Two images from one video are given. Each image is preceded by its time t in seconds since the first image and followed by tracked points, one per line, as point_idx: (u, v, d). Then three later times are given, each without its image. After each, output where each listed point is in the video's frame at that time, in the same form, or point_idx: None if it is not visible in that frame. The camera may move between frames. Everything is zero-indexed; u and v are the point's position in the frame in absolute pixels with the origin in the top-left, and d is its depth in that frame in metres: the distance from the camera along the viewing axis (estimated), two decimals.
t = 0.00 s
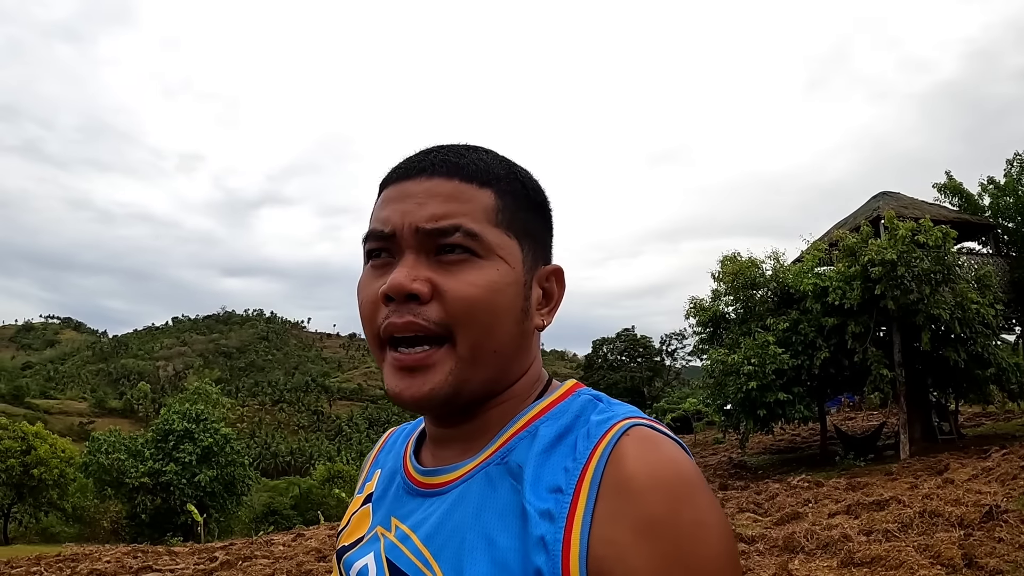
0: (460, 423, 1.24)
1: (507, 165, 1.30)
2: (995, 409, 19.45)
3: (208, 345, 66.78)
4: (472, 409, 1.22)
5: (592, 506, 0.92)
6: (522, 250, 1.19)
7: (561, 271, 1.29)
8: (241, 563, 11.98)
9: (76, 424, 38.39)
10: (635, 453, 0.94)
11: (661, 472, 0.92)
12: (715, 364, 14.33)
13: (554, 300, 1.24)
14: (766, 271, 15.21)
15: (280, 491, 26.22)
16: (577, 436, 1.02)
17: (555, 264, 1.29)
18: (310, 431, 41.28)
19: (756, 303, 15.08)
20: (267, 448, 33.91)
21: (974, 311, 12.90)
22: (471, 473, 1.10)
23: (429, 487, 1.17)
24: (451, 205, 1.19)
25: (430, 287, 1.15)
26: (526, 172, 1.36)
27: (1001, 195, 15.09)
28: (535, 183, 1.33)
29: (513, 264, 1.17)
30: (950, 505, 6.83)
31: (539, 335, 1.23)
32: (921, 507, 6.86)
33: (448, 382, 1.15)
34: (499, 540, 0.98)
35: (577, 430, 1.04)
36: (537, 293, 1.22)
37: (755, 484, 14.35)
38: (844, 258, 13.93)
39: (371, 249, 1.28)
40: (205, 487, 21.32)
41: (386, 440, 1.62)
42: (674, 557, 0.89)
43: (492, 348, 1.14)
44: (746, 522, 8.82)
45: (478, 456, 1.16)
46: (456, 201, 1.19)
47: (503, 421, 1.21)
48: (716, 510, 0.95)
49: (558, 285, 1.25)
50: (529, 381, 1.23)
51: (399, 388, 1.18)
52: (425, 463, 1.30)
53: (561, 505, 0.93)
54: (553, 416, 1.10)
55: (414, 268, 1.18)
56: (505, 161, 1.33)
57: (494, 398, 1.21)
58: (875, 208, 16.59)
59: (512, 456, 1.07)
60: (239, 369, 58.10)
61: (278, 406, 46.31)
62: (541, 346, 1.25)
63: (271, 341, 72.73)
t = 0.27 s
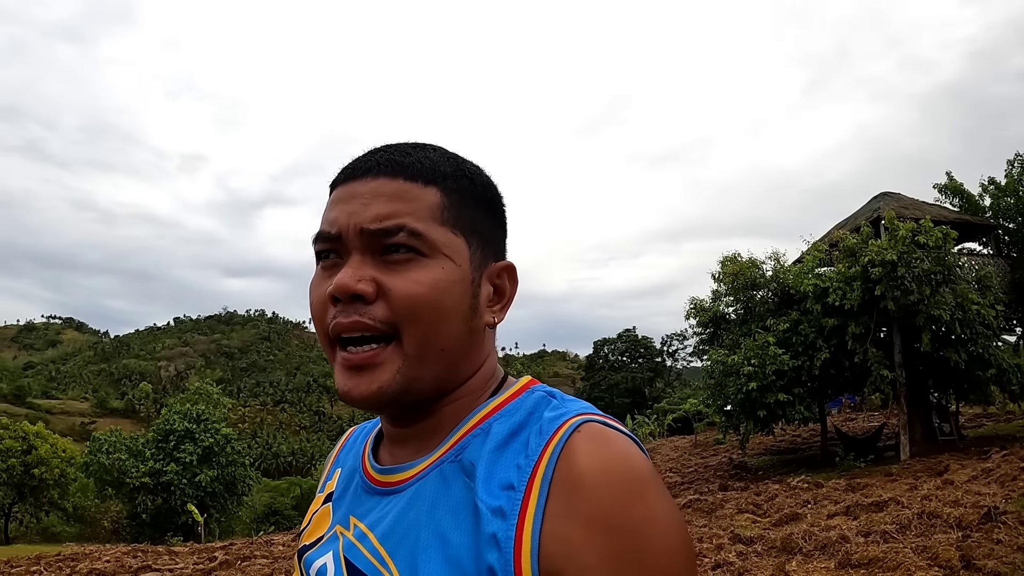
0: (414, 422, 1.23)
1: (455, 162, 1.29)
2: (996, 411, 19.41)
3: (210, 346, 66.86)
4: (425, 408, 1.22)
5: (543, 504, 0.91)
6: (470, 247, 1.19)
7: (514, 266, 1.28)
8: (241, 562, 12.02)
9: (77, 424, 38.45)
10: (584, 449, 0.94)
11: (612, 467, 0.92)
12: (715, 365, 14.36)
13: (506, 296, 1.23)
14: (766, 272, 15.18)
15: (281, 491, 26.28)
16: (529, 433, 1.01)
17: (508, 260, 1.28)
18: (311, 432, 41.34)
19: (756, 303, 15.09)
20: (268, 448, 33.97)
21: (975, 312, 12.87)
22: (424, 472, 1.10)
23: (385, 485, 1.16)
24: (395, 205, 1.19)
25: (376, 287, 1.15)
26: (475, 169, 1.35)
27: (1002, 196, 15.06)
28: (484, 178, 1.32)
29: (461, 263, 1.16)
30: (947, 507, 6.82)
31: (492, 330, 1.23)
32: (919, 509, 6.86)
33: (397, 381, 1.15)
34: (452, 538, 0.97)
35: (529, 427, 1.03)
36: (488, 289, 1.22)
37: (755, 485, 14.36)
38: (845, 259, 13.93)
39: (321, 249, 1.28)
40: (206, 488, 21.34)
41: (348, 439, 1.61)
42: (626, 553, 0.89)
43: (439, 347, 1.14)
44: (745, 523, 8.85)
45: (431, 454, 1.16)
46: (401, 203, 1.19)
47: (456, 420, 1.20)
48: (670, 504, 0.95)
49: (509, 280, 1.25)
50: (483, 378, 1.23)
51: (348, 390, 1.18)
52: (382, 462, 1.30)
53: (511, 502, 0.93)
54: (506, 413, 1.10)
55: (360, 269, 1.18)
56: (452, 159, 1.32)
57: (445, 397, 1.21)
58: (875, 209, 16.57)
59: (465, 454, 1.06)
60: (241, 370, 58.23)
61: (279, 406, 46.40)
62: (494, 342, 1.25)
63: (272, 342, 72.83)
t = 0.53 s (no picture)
0: (414, 420, 1.22)
1: (452, 159, 1.28)
2: (992, 411, 19.47)
3: (205, 345, 66.79)
4: (424, 407, 1.21)
5: (541, 505, 0.90)
6: (468, 243, 1.17)
7: (513, 264, 1.27)
8: (236, 561, 12.03)
9: (72, 423, 38.37)
10: (583, 449, 0.93)
11: (613, 466, 0.91)
12: (711, 365, 14.38)
13: (505, 294, 1.21)
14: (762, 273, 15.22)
15: (277, 491, 26.28)
16: (528, 434, 1.00)
17: (508, 258, 1.26)
18: (307, 431, 41.34)
19: (752, 304, 15.14)
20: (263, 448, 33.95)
21: (971, 313, 12.89)
22: (424, 472, 1.09)
23: (386, 485, 1.15)
24: (390, 204, 1.17)
25: (372, 285, 1.13)
26: (472, 165, 1.34)
27: (998, 197, 15.07)
28: (481, 176, 1.30)
29: (458, 260, 1.14)
30: (944, 507, 6.83)
31: (491, 329, 1.21)
32: (915, 509, 6.87)
33: (396, 381, 1.13)
34: (451, 538, 0.96)
35: (529, 426, 1.02)
36: (487, 288, 1.20)
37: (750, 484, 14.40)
38: (841, 260, 13.94)
39: (317, 249, 1.26)
40: (201, 487, 21.33)
41: (351, 438, 1.60)
42: (626, 554, 0.88)
43: (437, 346, 1.13)
44: (741, 523, 8.86)
45: (430, 455, 1.14)
46: (396, 201, 1.17)
47: (455, 419, 1.19)
48: (669, 503, 0.94)
49: (509, 276, 1.23)
50: (482, 375, 1.22)
51: (346, 390, 1.17)
52: (383, 463, 1.29)
53: (510, 502, 0.92)
54: (506, 412, 1.09)
55: (357, 268, 1.16)
56: (448, 155, 1.31)
57: (444, 395, 1.19)
58: (871, 210, 16.59)
59: (464, 453, 1.05)
60: (236, 369, 58.18)
61: (274, 405, 46.39)
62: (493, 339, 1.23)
63: (267, 341, 72.76)
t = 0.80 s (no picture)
0: (444, 420, 1.24)
1: (475, 158, 1.28)
2: (972, 412, 19.74)
3: (187, 341, 66.26)
4: (455, 406, 1.21)
5: (563, 504, 0.91)
6: (493, 241, 1.18)
7: (542, 260, 1.26)
8: (218, 560, 11.90)
9: (52, 419, 37.92)
10: (606, 447, 0.93)
11: (634, 466, 0.91)
12: (694, 364, 14.43)
13: (534, 291, 1.21)
14: (746, 273, 15.37)
15: (259, 488, 26.12)
16: (553, 432, 1.01)
17: (535, 254, 1.26)
18: (289, 428, 41.19)
19: (735, 304, 15.23)
20: (245, 445, 33.76)
21: (953, 315, 13.04)
22: (452, 471, 1.10)
23: (417, 484, 1.17)
24: (415, 203, 1.18)
25: (398, 285, 1.14)
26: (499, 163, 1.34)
27: (980, 200, 15.24)
28: (506, 173, 1.30)
29: (484, 257, 1.15)
30: (927, 507, 6.91)
31: (520, 325, 1.21)
32: (900, 507, 6.95)
33: (423, 380, 1.14)
34: (475, 538, 0.97)
35: (555, 424, 1.03)
36: (514, 284, 1.20)
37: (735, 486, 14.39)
38: (824, 261, 14.04)
39: (348, 250, 1.27)
40: (183, 484, 21.16)
41: (390, 436, 1.61)
42: (645, 549, 0.88)
43: (463, 344, 1.13)
44: (724, 521, 8.91)
45: (460, 453, 1.15)
46: (420, 199, 1.18)
47: (485, 415, 1.20)
48: (692, 499, 0.94)
49: (538, 275, 1.24)
50: (512, 374, 1.22)
51: (373, 389, 1.18)
52: (416, 462, 1.30)
53: (533, 500, 0.93)
54: (533, 410, 1.09)
55: (383, 267, 1.17)
56: (473, 154, 1.31)
57: (471, 393, 1.20)
58: (855, 211, 16.74)
59: (490, 452, 1.06)
60: (217, 366, 57.77)
61: (256, 402, 46.13)
62: (524, 336, 1.24)
63: (249, 338, 72.31)
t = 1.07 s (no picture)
0: (530, 424, 1.26)
1: (549, 167, 1.30)
2: (947, 413, 20.10)
3: (162, 335, 65.52)
4: (537, 410, 1.24)
5: (641, 506, 0.93)
6: (568, 248, 1.19)
7: (620, 264, 1.26)
8: (198, 557, 11.81)
9: (23, 413, 37.30)
10: (685, 451, 0.94)
11: (712, 467, 0.92)
12: (674, 363, 14.49)
13: (614, 295, 1.22)
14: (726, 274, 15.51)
15: (234, 483, 25.89)
16: (635, 436, 1.02)
17: (613, 258, 1.26)
18: (264, 424, 40.94)
19: (715, 304, 15.37)
20: (220, 441, 33.50)
21: (930, 318, 13.21)
22: (536, 476, 1.13)
23: (504, 488, 1.20)
24: (489, 215, 1.21)
25: (476, 296, 1.17)
26: (574, 169, 1.36)
27: (958, 206, 15.51)
28: (580, 179, 1.31)
29: (559, 263, 1.16)
30: (908, 506, 7.03)
31: (601, 330, 1.22)
32: (880, 507, 7.06)
33: (503, 386, 1.16)
34: (556, 538, 1.00)
35: (636, 429, 1.04)
36: (592, 290, 1.21)
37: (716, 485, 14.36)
38: (804, 263, 14.20)
39: (429, 263, 1.32)
40: (159, 480, 20.97)
41: (479, 439, 1.64)
42: (722, 552, 0.89)
43: (541, 349, 1.15)
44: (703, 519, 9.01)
45: (543, 458, 1.18)
46: (495, 211, 1.21)
47: (570, 420, 1.22)
48: (774, 501, 0.94)
49: (616, 278, 1.24)
50: (595, 378, 1.23)
51: (455, 396, 1.22)
52: (503, 465, 1.33)
53: (613, 503, 0.95)
54: (615, 415, 1.11)
55: (462, 278, 1.21)
56: (547, 163, 1.33)
57: (551, 398, 1.22)
58: (835, 214, 16.95)
59: (573, 457, 1.08)
60: (192, 360, 57.20)
61: (231, 397, 45.78)
62: (606, 340, 1.24)
63: (225, 332, 71.69)
